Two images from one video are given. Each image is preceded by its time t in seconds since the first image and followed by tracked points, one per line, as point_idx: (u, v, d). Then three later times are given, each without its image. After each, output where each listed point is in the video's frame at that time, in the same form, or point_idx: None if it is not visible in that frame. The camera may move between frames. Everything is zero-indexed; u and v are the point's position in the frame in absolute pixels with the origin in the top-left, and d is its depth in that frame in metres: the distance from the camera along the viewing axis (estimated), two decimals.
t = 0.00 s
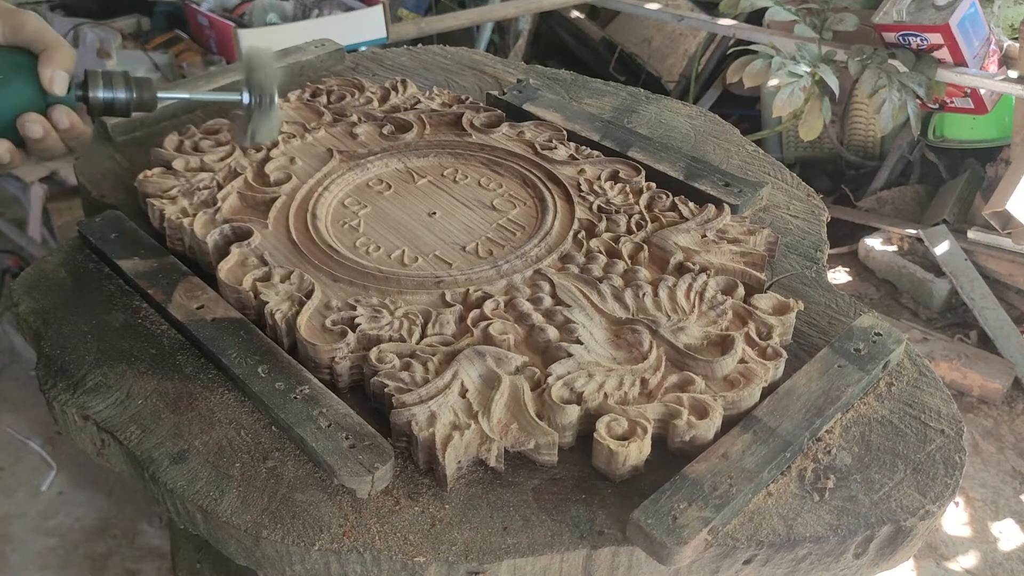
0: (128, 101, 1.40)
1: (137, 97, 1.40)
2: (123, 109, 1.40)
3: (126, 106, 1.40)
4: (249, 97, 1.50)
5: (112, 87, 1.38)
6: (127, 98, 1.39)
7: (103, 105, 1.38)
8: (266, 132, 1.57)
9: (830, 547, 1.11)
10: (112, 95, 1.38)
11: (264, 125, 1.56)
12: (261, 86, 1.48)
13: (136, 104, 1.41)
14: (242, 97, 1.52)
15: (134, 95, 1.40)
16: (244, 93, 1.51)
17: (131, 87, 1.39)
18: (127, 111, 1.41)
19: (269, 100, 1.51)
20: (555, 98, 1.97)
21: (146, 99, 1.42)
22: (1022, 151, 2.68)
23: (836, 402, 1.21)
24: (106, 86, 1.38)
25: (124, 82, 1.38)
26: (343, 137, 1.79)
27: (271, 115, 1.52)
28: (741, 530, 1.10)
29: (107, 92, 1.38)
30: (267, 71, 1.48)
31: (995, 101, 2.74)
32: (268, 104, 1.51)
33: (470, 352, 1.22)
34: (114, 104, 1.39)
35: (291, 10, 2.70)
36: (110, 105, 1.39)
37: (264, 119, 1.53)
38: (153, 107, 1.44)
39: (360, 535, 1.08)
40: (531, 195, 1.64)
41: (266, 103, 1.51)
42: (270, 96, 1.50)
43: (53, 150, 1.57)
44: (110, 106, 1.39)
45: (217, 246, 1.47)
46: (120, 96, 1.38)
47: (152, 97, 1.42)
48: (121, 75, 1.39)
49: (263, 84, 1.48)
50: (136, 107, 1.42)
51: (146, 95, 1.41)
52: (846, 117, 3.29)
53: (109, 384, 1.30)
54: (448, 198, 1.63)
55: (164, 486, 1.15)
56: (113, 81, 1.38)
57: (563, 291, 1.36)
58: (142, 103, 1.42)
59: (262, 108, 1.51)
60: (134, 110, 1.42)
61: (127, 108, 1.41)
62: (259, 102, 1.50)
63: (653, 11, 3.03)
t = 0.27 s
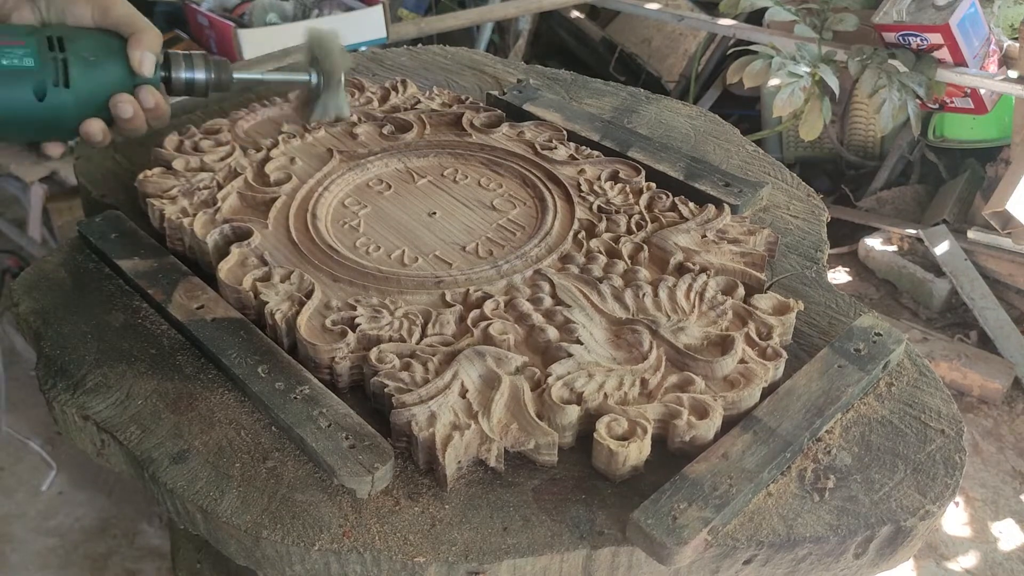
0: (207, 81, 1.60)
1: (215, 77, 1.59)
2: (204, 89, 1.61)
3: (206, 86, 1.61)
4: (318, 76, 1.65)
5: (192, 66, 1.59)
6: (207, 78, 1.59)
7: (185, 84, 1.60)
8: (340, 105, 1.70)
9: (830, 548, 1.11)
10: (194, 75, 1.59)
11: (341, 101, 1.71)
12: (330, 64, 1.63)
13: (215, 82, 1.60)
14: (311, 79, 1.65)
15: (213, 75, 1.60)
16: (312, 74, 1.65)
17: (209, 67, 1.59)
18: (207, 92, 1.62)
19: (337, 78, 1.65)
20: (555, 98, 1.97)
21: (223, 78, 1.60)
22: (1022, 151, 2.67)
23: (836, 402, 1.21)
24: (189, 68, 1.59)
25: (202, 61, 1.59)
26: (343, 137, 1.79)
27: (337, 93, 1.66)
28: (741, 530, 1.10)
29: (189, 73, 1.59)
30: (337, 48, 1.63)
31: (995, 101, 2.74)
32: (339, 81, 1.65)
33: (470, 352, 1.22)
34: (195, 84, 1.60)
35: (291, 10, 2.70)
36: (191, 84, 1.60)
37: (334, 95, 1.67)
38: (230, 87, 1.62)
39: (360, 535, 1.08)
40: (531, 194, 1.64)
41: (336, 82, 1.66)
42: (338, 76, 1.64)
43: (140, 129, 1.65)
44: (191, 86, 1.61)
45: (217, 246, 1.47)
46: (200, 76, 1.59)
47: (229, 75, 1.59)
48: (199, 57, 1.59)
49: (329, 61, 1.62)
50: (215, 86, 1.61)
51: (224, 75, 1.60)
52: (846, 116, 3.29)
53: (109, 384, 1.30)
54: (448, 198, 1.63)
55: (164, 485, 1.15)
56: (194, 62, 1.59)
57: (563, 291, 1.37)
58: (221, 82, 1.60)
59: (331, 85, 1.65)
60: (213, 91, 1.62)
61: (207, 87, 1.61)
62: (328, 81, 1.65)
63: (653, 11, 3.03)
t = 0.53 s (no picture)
0: (182, 90, 1.49)
1: (190, 86, 1.50)
2: (179, 99, 1.51)
3: (179, 96, 1.50)
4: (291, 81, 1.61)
5: (166, 78, 1.48)
6: (181, 88, 1.49)
7: (160, 95, 1.49)
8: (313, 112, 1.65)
9: (831, 548, 1.11)
10: (167, 86, 1.49)
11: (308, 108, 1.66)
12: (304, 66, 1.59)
13: (191, 94, 1.51)
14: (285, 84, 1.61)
15: (188, 85, 1.50)
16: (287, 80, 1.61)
17: (184, 77, 1.49)
18: (182, 101, 1.52)
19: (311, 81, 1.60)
20: (555, 98, 1.97)
21: (199, 87, 1.51)
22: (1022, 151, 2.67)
23: (836, 402, 1.21)
24: (162, 78, 1.48)
25: (178, 71, 1.49)
26: (343, 137, 1.79)
27: (313, 97, 1.62)
28: (741, 530, 1.10)
29: (163, 83, 1.48)
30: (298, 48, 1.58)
31: (995, 101, 2.74)
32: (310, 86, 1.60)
33: (470, 352, 1.22)
34: (169, 95, 1.49)
35: (291, 10, 2.70)
36: (165, 95, 1.49)
37: (307, 101, 1.62)
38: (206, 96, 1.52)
39: (360, 535, 1.08)
40: (531, 194, 1.64)
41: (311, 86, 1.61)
42: (313, 79, 1.60)
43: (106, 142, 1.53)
44: (165, 97, 1.50)
45: (217, 246, 1.47)
46: (174, 87, 1.48)
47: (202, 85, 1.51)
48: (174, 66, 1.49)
49: (301, 67, 1.58)
50: (188, 96, 1.51)
51: (199, 85, 1.50)
52: (846, 117, 3.29)
53: (109, 384, 1.30)
54: (448, 198, 1.63)
55: (165, 485, 1.15)
56: (168, 72, 1.49)
57: (564, 291, 1.37)
58: (196, 92, 1.51)
59: (305, 89, 1.61)
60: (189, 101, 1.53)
61: (182, 97, 1.51)
62: (303, 86, 1.60)
63: (653, 11, 3.02)
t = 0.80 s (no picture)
0: (240, 77, 1.63)
1: (247, 74, 1.63)
2: (238, 83, 1.64)
3: (238, 81, 1.64)
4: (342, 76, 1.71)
5: (227, 64, 1.62)
6: (239, 75, 1.63)
7: (217, 80, 1.61)
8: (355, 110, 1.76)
9: (831, 548, 1.11)
10: (225, 71, 1.61)
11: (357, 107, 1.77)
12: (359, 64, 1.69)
13: (246, 80, 1.64)
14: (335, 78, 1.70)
15: (245, 72, 1.63)
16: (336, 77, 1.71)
17: (242, 65, 1.63)
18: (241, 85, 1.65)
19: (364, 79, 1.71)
20: (555, 98, 1.97)
21: (255, 74, 1.64)
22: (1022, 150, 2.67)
23: (836, 403, 1.21)
24: (220, 65, 1.61)
25: (237, 59, 1.63)
26: (343, 137, 1.79)
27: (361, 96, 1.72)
28: (741, 530, 1.10)
29: (221, 68, 1.61)
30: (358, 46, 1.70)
31: (995, 101, 2.74)
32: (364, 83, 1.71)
33: (470, 352, 1.22)
34: (227, 81, 1.63)
35: (291, 10, 2.70)
36: (223, 81, 1.62)
37: (355, 96, 1.72)
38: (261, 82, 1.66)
39: (360, 535, 1.08)
40: (531, 195, 1.64)
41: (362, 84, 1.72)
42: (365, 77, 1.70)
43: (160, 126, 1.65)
44: (224, 82, 1.63)
45: (218, 246, 1.47)
46: (233, 72, 1.62)
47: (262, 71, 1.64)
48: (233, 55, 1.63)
49: (354, 54, 1.68)
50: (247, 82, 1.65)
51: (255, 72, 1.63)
52: (846, 116, 3.29)
53: (109, 384, 1.30)
54: (448, 198, 1.63)
55: (165, 485, 1.15)
56: (226, 60, 1.62)
57: (564, 291, 1.36)
58: (251, 79, 1.64)
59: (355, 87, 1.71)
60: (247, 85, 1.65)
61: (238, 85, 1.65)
62: (353, 83, 1.70)
63: (653, 11, 3.02)
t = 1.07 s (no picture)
0: (213, 132, 1.41)
1: (222, 129, 1.41)
2: (213, 141, 1.42)
3: (212, 138, 1.42)
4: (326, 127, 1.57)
5: (199, 119, 1.40)
6: (213, 130, 1.41)
7: (190, 137, 1.40)
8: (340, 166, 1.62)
9: (830, 547, 1.11)
10: (198, 127, 1.40)
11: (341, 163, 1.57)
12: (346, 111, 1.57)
13: (220, 137, 1.42)
14: (319, 131, 1.56)
15: (219, 126, 1.41)
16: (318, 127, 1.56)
17: (216, 118, 1.41)
18: (214, 143, 1.43)
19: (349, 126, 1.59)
20: (555, 98, 1.97)
21: (230, 130, 1.43)
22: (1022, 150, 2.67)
23: (836, 402, 1.21)
24: (193, 119, 1.40)
25: (208, 111, 1.41)
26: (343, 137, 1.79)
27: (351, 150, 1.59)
28: (741, 530, 1.10)
29: (193, 126, 1.39)
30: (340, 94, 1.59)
31: (995, 101, 2.74)
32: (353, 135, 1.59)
33: (470, 352, 1.22)
34: (199, 136, 1.41)
35: (291, 10, 2.70)
36: (196, 137, 1.41)
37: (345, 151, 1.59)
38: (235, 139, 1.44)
39: (360, 535, 1.08)
40: (531, 194, 1.64)
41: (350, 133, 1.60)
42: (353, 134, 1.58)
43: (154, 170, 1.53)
44: (197, 139, 1.41)
45: (217, 247, 1.47)
46: (206, 129, 1.40)
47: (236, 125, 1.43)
48: (204, 108, 1.41)
49: (340, 102, 1.56)
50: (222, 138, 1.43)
51: (229, 127, 1.42)
52: (846, 117, 3.29)
53: (109, 384, 1.30)
54: (448, 198, 1.63)
55: (165, 485, 1.15)
56: (199, 114, 1.40)
57: (564, 291, 1.37)
58: (225, 137, 1.43)
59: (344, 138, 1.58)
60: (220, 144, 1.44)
61: (212, 142, 1.43)
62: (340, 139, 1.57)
63: (653, 11, 3.02)
